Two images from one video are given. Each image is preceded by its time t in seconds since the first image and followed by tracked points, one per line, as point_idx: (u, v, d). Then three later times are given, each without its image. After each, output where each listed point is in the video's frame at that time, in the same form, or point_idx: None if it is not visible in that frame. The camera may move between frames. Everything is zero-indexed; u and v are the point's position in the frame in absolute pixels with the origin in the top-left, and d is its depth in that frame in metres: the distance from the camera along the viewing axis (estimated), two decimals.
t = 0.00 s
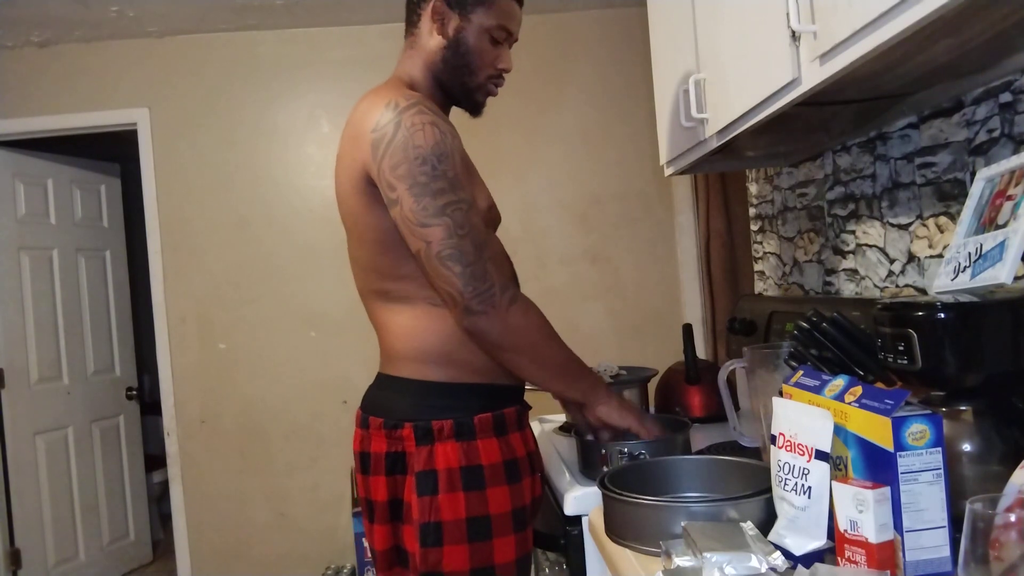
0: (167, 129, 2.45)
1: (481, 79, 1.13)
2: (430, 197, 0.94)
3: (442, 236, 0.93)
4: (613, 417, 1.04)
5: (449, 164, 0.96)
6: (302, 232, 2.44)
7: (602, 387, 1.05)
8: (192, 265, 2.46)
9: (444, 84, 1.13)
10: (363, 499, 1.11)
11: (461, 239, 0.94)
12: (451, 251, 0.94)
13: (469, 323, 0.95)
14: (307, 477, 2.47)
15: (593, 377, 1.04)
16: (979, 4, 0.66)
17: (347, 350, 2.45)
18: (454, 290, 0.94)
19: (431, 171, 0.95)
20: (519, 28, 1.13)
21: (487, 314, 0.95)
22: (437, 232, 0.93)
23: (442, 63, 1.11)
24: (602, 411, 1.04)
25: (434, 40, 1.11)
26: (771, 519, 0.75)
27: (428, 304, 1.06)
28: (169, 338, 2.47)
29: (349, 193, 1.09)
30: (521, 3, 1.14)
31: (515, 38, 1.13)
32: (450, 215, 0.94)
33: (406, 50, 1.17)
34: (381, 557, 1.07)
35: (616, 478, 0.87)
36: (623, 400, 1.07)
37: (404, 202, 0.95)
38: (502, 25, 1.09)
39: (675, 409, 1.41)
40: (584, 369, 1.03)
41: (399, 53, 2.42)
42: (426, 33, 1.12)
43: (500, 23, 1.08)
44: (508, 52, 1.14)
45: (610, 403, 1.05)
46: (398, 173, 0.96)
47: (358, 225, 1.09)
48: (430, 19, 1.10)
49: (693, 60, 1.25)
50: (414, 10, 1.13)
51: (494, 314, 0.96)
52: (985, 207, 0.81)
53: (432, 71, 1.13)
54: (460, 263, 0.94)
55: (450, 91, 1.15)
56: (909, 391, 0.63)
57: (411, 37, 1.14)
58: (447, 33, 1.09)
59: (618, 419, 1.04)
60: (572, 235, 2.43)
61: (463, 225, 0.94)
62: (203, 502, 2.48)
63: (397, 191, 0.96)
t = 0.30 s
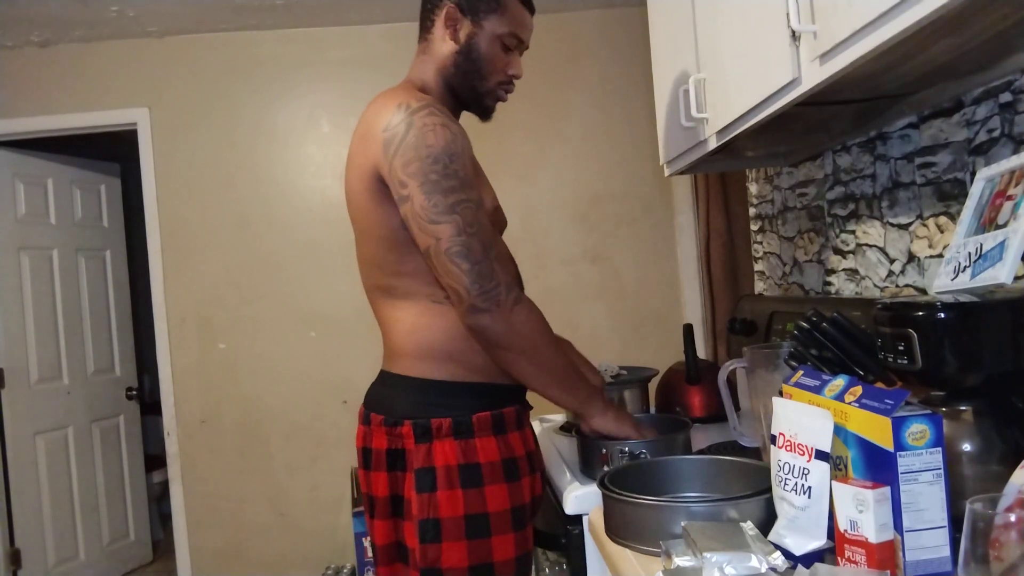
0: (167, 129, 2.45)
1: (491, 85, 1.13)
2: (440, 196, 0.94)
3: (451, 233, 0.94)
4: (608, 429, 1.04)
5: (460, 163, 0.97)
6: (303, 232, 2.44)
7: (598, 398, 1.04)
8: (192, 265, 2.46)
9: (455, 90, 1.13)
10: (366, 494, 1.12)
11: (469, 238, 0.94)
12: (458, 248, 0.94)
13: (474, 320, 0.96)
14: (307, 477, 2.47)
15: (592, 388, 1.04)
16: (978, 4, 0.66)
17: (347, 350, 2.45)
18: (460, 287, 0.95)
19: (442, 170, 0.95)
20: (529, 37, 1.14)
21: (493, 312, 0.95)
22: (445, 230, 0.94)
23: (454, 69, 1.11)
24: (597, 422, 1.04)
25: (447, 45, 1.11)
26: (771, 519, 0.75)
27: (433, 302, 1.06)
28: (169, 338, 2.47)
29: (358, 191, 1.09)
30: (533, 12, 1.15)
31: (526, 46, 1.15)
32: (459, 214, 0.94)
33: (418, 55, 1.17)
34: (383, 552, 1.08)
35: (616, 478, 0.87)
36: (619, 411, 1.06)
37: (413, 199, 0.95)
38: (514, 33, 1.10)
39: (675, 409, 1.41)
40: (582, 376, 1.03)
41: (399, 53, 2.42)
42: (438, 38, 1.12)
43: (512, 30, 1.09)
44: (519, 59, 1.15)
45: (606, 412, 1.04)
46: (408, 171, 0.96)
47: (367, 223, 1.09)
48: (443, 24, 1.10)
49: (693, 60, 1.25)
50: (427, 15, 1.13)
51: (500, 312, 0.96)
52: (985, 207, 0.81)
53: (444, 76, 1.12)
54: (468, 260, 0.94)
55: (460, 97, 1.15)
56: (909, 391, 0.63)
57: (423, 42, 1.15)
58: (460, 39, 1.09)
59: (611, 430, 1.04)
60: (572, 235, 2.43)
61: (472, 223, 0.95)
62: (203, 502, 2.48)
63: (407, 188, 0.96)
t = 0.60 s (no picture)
0: (167, 129, 2.45)
1: (501, 89, 1.14)
2: (458, 190, 0.95)
3: (466, 228, 0.95)
4: (622, 419, 1.04)
5: (479, 160, 0.98)
6: (302, 232, 2.44)
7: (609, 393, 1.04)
8: (192, 265, 2.46)
9: (467, 93, 1.14)
10: (371, 492, 1.12)
11: (483, 233, 0.95)
12: (472, 244, 0.95)
13: (483, 315, 0.96)
14: (307, 477, 2.47)
15: (601, 382, 1.04)
16: (977, 5, 0.66)
17: (347, 350, 2.45)
18: (472, 282, 0.95)
19: (461, 165, 0.96)
20: (540, 43, 1.15)
21: (503, 309, 0.96)
22: (461, 225, 0.95)
23: (466, 72, 1.12)
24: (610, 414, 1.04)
25: (460, 49, 1.11)
26: (771, 519, 0.75)
27: (442, 300, 1.06)
28: (169, 338, 2.47)
29: (372, 186, 1.09)
30: (543, 19, 1.17)
31: (536, 52, 1.16)
32: (475, 210, 0.95)
33: (429, 58, 1.17)
34: (388, 549, 1.07)
35: (616, 478, 0.87)
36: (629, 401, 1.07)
37: (431, 193, 0.96)
38: (525, 38, 1.11)
39: (675, 409, 1.41)
40: (591, 371, 1.03)
41: (399, 53, 2.42)
42: (450, 42, 1.12)
43: (524, 36, 1.10)
44: (528, 64, 1.16)
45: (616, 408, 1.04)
46: (428, 166, 0.97)
47: (380, 218, 1.09)
48: (456, 27, 1.11)
49: (694, 60, 1.25)
50: (440, 19, 1.14)
51: (509, 309, 0.96)
52: (985, 207, 0.81)
53: (456, 79, 1.13)
54: (481, 255, 0.95)
55: (470, 100, 1.15)
56: (909, 391, 0.63)
57: (435, 46, 1.15)
58: (471, 43, 1.10)
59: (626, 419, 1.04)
60: (572, 235, 2.43)
61: (487, 220, 0.96)
62: (203, 502, 2.48)
63: (426, 181, 0.97)
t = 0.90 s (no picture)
0: (167, 128, 2.45)
1: (505, 91, 1.14)
2: (462, 188, 0.95)
3: (464, 226, 0.94)
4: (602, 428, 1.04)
5: (486, 162, 0.98)
6: (302, 232, 2.44)
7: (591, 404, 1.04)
8: (192, 265, 2.46)
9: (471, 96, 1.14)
10: (379, 492, 1.10)
11: (482, 233, 0.95)
12: (469, 242, 0.95)
13: (472, 315, 0.96)
14: (307, 477, 2.47)
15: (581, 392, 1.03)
16: (977, 5, 0.66)
17: (347, 351, 2.45)
18: (465, 281, 0.95)
19: (468, 165, 0.96)
20: (542, 47, 1.16)
21: (494, 311, 0.95)
22: (459, 223, 0.94)
23: (471, 74, 1.12)
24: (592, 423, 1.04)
25: (466, 52, 1.11)
26: (771, 519, 0.75)
27: (444, 299, 1.07)
28: (169, 338, 2.47)
29: (382, 181, 1.09)
30: (547, 23, 1.17)
31: (538, 56, 1.17)
32: (476, 210, 0.95)
33: (432, 59, 1.17)
34: (399, 550, 1.06)
35: (616, 478, 0.87)
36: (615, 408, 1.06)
37: (435, 190, 0.96)
38: (529, 42, 1.12)
39: (676, 409, 1.41)
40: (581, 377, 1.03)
41: (399, 53, 2.42)
42: (455, 44, 1.12)
43: (528, 40, 1.12)
44: (530, 69, 1.17)
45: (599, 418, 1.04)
46: (436, 162, 0.97)
47: (387, 214, 1.09)
48: (461, 29, 1.11)
49: (694, 61, 1.25)
50: (445, 21, 1.14)
51: (499, 310, 0.96)
52: (985, 207, 0.81)
53: (461, 81, 1.12)
54: (476, 256, 0.95)
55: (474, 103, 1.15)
56: (909, 391, 0.63)
57: (439, 48, 1.15)
58: (478, 46, 1.10)
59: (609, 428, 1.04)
60: (572, 235, 2.43)
61: (487, 220, 0.96)
62: (203, 502, 2.48)
63: (431, 178, 0.97)
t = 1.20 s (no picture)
0: (167, 129, 2.45)
1: (501, 93, 1.15)
2: (455, 185, 0.96)
3: (455, 223, 0.95)
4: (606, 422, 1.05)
5: (483, 161, 0.98)
6: (302, 232, 2.44)
7: (589, 398, 1.04)
8: (192, 265, 2.46)
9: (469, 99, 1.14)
10: (381, 490, 1.10)
11: (472, 230, 0.95)
12: (458, 238, 0.95)
13: (458, 310, 0.96)
14: (307, 477, 2.47)
15: (580, 387, 1.04)
16: (977, 5, 0.66)
17: (347, 351, 2.45)
18: (452, 277, 0.96)
19: (464, 163, 0.97)
20: (538, 49, 1.16)
21: (479, 307, 0.96)
22: (449, 219, 0.95)
23: (468, 76, 1.12)
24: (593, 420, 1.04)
25: (463, 55, 1.11)
26: (771, 519, 0.75)
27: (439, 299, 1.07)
28: (169, 338, 2.47)
29: (382, 179, 1.10)
30: (543, 25, 1.18)
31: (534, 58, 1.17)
32: (467, 207, 0.95)
33: (429, 62, 1.17)
34: (402, 547, 1.06)
35: (616, 478, 0.87)
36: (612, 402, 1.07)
37: (429, 187, 0.97)
38: (526, 44, 1.12)
39: (675, 410, 1.41)
40: (573, 374, 1.04)
41: (399, 54, 2.42)
42: (452, 47, 1.12)
43: (525, 42, 1.12)
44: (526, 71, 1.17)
45: (598, 412, 1.05)
46: (433, 160, 0.98)
47: (385, 212, 1.10)
48: (458, 32, 1.11)
49: (694, 60, 1.25)
50: (442, 24, 1.14)
51: (485, 307, 0.96)
52: (985, 207, 0.81)
53: (458, 84, 1.12)
54: (464, 252, 0.95)
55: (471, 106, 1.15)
56: (909, 391, 0.63)
57: (436, 50, 1.15)
58: (475, 49, 1.11)
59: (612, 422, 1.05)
60: (572, 235, 2.43)
61: (479, 217, 0.96)
62: (203, 502, 2.48)
63: (426, 175, 0.98)
